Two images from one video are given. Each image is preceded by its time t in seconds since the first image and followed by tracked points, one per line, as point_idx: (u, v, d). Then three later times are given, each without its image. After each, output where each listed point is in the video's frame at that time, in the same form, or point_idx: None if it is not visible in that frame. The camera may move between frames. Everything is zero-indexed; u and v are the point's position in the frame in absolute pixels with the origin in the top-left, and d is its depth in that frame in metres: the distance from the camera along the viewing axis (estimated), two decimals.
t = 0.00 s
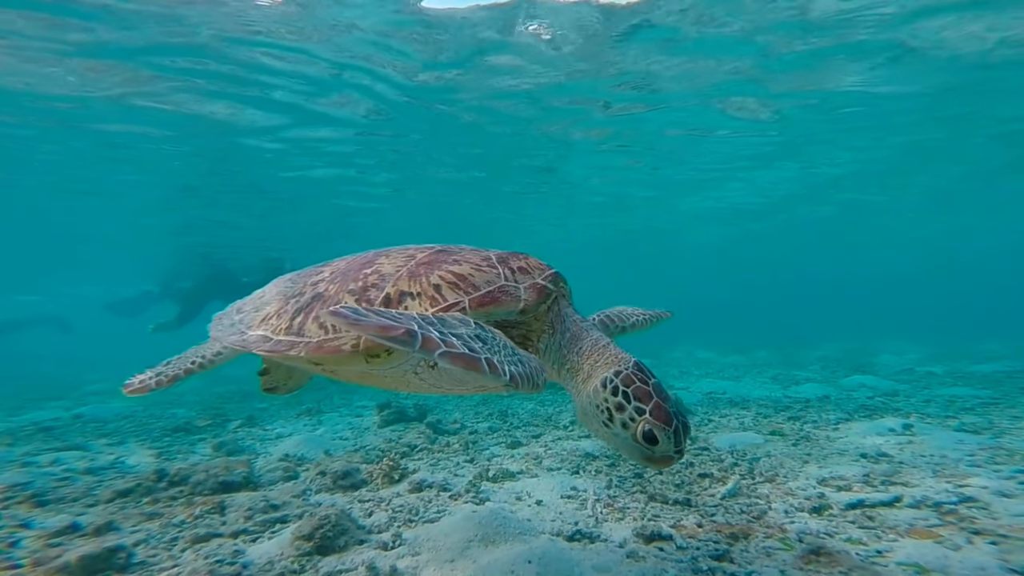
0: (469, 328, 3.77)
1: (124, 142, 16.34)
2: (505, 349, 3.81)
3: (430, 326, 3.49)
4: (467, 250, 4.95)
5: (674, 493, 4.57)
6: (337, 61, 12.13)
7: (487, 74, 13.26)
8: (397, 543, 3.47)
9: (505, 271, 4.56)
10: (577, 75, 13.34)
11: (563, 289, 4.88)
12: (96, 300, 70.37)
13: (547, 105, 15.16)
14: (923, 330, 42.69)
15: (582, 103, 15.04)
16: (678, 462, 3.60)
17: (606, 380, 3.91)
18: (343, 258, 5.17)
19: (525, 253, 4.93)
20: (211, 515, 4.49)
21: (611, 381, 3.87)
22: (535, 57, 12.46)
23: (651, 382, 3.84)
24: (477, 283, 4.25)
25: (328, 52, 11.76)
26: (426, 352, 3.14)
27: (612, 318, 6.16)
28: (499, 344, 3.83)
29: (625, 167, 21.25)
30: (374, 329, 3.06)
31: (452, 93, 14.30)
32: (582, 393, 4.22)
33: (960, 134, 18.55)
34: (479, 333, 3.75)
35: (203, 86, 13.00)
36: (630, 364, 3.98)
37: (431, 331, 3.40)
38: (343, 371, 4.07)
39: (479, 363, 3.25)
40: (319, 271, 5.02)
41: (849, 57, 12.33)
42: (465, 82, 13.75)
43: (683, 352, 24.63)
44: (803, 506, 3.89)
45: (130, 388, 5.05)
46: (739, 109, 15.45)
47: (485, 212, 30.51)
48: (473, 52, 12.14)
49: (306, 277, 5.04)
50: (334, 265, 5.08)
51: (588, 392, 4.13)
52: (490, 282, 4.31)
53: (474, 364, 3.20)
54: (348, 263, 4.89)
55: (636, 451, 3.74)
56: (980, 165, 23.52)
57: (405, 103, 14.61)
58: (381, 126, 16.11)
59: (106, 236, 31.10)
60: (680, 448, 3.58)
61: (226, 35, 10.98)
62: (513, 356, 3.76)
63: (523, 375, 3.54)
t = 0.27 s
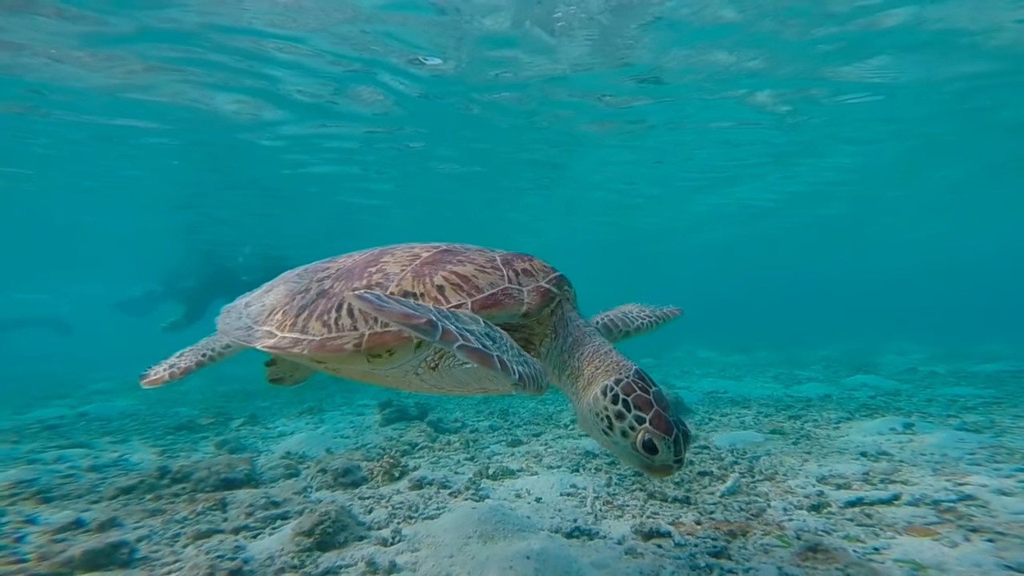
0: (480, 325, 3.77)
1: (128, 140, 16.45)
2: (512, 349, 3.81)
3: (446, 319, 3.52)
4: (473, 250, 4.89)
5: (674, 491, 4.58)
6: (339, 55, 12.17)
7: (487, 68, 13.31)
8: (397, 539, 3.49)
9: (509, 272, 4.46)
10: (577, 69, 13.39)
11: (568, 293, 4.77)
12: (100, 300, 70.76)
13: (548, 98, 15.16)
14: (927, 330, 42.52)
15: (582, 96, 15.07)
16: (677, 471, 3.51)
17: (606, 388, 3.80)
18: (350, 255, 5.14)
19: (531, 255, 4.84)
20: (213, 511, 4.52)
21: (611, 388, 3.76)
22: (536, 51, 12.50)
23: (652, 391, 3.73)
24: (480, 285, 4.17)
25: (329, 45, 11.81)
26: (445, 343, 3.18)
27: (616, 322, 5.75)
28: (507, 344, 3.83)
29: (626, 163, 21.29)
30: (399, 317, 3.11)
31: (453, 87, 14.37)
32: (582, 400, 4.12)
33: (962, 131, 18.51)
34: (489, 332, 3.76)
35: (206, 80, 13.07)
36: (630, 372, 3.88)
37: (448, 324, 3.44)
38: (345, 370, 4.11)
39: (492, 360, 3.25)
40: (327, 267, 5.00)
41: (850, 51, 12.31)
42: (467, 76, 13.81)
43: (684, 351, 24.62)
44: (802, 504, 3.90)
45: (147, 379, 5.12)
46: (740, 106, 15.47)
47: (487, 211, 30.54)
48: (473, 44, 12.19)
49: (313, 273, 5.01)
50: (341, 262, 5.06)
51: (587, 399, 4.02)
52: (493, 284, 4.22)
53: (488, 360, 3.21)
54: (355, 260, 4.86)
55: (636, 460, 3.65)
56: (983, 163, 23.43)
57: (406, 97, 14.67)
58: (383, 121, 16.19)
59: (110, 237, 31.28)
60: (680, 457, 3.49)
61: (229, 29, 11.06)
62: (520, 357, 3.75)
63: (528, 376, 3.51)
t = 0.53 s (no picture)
0: (489, 322, 3.76)
1: (134, 138, 16.55)
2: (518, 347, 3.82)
3: (459, 312, 3.52)
4: (480, 250, 4.89)
5: (673, 489, 4.59)
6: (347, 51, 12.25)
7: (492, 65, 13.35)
8: (397, 535, 3.51)
9: (513, 274, 4.45)
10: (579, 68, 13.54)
11: (573, 296, 4.72)
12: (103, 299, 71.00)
13: (552, 96, 15.23)
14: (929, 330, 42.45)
15: (584, 93, 15.12)
16: (677, 479, 3.42)
17: (606, 394, 3.71)
18: (359, 251, 5.16)
19: (537, 257, 4.80)
20: (215, 508, 4.55)
21: (612, 394, 3.67)
22: (542, 48, 12.56)
23: (652, 397, 3.61)
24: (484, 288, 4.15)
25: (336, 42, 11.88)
26: (460, 335, 3.18)
27: (621, 325, 5.44)
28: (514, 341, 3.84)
29: (628, 161, 21.26)
30: (419, 305, 3.08)
31: (455, 85, 14.42)
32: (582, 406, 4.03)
33: (966, 130, 18.51)
34: (499, 329, 3.74)
35: (212, 77, 13.17)
36: (631, 377, 3.79)
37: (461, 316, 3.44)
38: (349, 368, 4.16)
39: (502, 356, 3.26)
40: (335, 262, 5.02)
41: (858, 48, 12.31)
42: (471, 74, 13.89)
43: (686, 351, 24.59)
44: (801, 502, 3.91)
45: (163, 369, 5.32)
46: (742, 104, 15.49)
47: (489, 211, 30.56)
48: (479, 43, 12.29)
49: (321, 268, 5.03)
50: (349, 258, 5.08)
51: (587, 404, 3.94)
52: (497, 286, 4.21)
53: (499, 356, 3.22)
54: (362, 256, 4.88)
55: (636, 466, 3.57)
56: (987, 162, 23.35)
57: (410, 89, 14.65)
58: (386, 117, 16.28)
59: (115, 236, 31.44)
60: (680, 465, 3.39)
61: (234, 26, 11.12)
62: (526, 355, 3.75)
63: (533, 375, 3.52)
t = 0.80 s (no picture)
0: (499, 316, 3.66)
1: (139, 137, 16.63)
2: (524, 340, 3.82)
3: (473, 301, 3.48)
4: (488, 249, 4.89)
5: (672, 485, 4.62)
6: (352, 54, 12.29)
7: (496, 67, 13.38)
8: (397, 528, 3.54)
9: (519, 274, 4.45)
10: (583, 69, 13.55)
11: (578, 298, 4.67)
12: (107, 295, 71.36)
13: (555, 96, 15.23)
14: (932, 330, 42.39)
15: (587, 93, 15.10)
16: (677, 482, 3.36)
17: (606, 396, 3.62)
18: (369, 245, 5.16)
19: (543, 257, 4.78)
20: (219, 501, 4.60)
21: (611, 397, 3.58)
22: (546, 50, 12.56)
23: (653, 401, 3.52)
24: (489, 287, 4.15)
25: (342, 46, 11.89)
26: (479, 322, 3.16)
27: (627, 326, 5.17)
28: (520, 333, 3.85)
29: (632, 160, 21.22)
30: (443, 287, 3.01)
31: (458, 85, 14.43)
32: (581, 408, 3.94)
33: (971, 130, 18.43)
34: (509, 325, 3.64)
35: (218, 77, 13.22)
36: (631, 379, 3.70)
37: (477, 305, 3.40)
38: (353, 363, 4.20)
39: (516, 349, 3.27)
40: (346, 255, 5.03)
41: (863, 49, 12.26)
42: (475, 74, 13.90)
43: (688, 350, 24.61)
44: (798, 498, 3.93)
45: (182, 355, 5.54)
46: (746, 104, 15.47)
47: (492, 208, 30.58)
48: (484, 46, 12.30)
49: (331, 261, 5.04)
50: (358, 252, 5.08)
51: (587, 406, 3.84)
52: (502, 287, 4.21)
53: (514, 348, 3.22)
54: (372, 250, 4.88)
55: (636, 469, 3.49)
56: (992, 161, 23.23)
57: (413, 88, 14.67)
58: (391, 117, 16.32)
59: (120, 232, 31.59)
60: (680, 469, 3.33)
61: (237, 28, 11.15)
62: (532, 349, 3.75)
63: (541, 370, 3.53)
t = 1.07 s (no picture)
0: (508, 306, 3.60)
1: (147, 131, 16.71)
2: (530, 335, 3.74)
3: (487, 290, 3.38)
4: (497, 245, 4.90)
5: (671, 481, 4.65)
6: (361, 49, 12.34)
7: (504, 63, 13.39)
8: (397, 519, 3.59)
9: (525, 273, 4.46)
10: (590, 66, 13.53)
11: (585, 298, 4.65)
12: (112, 289, 71.74)
13: (562, 93, 15.23)
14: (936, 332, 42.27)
15: (592, 92, 15.12)
16: (679, 485, 3.35)
17: (609, 398, 3.63)
18: (381, 238, 5.18)
19: (551, 256, 4.79)
20: (222, 491, 4.65)
21: (614, 399, 3.58)
22: (554, 46, 12.58)
23: (655, 403, 3.54)
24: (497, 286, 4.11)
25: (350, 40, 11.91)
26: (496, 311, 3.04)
27: (631, 326, 5.09)
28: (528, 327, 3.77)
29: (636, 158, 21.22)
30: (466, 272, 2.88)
31: (463, 83, 14.48)
32: (585, 409, 3.93)
33: (977, 130, 18.35)
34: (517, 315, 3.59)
35: (226, 73, 13.29)
36: (635, 382, 3.70)
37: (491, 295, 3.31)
38: (358, 355, 4.25)
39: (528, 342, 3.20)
40: (357, 247, 5.06)
41: (872, 47, 12.21)
42: (482, 71, 13.93)
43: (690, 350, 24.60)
44: (796, 495, 3.96)
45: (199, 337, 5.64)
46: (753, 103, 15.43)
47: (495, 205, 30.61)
48: (492, 42, 12.32)
49: (342, 253, 5.06)
50: (370, 244, 5.11)
51: (590, 408, 3.84)
52: (507, 285, 4.22)
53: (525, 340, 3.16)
54: (382, 243, 4.90)
55: (637, 471, 3.49)
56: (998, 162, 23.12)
57: (420, 87, 14.73)
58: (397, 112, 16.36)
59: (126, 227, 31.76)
60: (682, 471, 3.32)
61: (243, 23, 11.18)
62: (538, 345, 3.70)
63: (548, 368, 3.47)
